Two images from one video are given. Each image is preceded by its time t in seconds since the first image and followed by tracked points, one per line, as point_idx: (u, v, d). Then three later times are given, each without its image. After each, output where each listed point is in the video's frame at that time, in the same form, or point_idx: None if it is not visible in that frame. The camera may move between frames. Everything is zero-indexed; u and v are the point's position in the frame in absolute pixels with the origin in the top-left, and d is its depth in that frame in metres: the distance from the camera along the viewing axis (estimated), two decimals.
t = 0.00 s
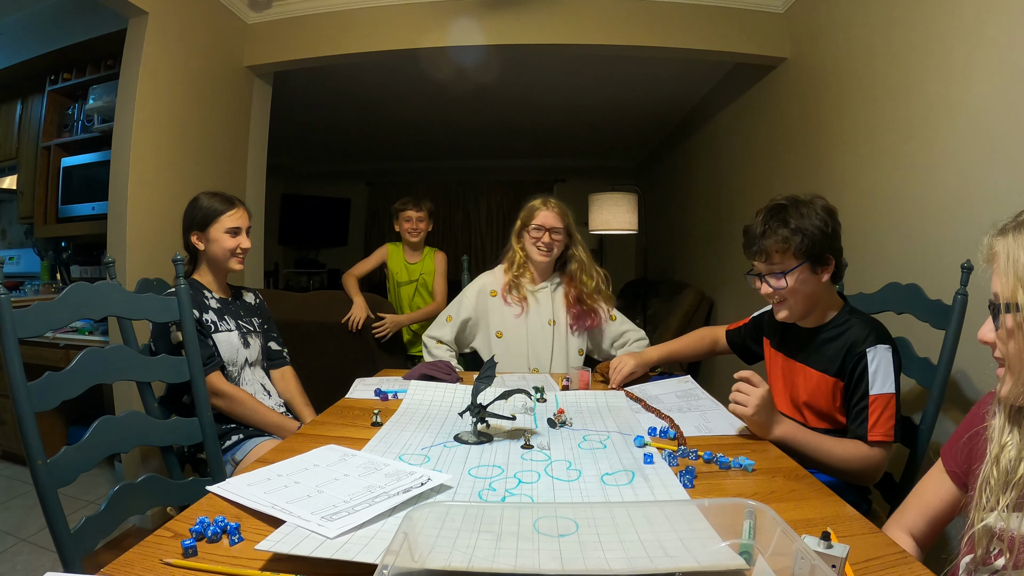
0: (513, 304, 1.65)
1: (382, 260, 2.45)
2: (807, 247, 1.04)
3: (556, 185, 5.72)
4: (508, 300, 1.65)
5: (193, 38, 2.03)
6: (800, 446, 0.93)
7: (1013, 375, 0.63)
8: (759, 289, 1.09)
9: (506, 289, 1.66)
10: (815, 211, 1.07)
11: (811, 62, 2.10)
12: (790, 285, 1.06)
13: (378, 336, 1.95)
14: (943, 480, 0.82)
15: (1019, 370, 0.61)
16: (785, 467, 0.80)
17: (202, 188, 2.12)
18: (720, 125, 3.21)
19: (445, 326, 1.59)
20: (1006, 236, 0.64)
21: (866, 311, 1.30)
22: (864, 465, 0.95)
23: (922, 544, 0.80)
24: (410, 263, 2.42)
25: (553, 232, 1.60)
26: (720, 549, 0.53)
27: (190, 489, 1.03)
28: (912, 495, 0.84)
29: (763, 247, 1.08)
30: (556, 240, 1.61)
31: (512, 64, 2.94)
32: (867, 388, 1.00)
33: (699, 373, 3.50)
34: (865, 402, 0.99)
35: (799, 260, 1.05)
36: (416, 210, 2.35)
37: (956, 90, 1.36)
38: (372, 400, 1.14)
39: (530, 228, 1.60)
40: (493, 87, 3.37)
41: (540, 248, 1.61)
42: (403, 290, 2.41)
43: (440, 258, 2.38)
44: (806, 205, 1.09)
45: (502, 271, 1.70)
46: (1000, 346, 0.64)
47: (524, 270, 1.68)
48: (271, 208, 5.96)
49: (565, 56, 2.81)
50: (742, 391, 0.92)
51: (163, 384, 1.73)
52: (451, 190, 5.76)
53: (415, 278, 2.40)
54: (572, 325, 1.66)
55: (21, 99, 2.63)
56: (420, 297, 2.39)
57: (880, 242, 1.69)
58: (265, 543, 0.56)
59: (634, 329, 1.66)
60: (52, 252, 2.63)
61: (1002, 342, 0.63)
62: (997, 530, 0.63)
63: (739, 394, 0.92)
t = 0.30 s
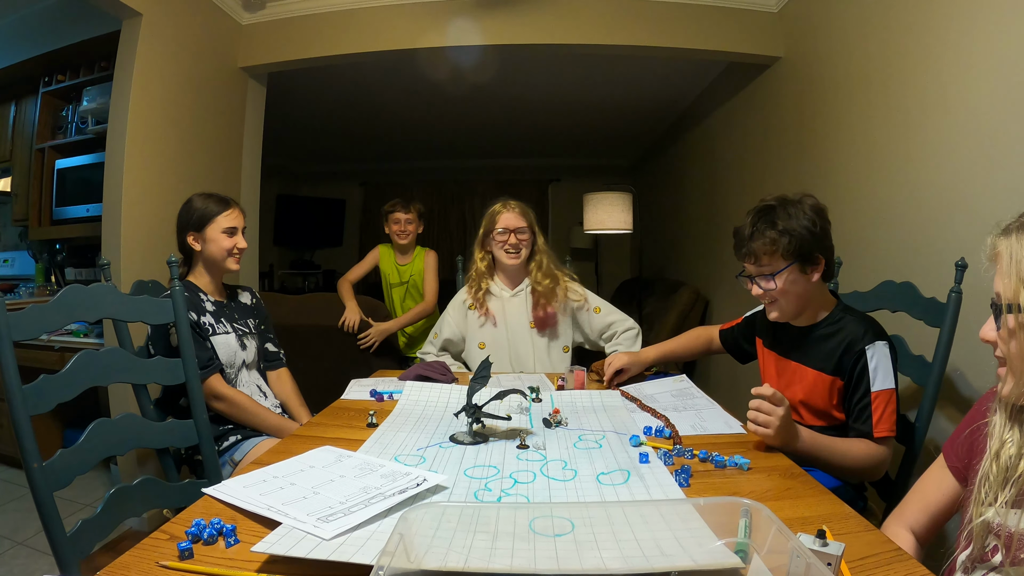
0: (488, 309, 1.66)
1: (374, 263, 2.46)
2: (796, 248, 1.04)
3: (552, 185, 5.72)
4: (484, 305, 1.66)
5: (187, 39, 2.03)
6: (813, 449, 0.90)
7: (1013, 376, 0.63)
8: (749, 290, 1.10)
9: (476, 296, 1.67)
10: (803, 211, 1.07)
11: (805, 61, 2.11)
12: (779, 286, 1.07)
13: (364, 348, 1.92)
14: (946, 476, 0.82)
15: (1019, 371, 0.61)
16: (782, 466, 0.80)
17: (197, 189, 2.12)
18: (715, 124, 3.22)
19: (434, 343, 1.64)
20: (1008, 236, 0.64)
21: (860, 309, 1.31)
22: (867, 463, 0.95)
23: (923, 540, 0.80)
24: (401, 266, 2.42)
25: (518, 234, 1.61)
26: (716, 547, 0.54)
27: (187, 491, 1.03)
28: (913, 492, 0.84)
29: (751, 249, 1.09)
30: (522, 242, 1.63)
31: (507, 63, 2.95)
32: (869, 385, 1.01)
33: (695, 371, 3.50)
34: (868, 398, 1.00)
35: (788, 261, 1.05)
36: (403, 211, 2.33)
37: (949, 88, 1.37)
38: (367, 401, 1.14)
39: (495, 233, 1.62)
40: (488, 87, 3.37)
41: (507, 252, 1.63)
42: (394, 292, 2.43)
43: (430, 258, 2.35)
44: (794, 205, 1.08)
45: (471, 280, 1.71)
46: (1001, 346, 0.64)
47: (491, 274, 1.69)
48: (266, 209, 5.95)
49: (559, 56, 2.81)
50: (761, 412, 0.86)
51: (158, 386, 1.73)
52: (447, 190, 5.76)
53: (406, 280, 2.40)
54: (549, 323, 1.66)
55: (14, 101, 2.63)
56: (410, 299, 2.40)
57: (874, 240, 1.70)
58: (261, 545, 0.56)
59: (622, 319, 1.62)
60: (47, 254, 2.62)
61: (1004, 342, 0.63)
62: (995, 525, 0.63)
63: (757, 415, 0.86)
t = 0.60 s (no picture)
0: (503, 302, 1.66)
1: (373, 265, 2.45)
2: (773, 260, 1.04)
3: (550, 185, 5.72)
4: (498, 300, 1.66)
5: (185, 38, 2.03)
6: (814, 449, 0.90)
7: (1009, 379, 0.63)
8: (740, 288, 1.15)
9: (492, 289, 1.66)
10: (793, 222, 1.04)
11: (803, 61, 2.11)
12: (760, 292, 1.09)
13: (364, 347, 1.88)
14: (946, 477, 0.82)
15: (1014, 375, 0.62)
16: (779, 466, 0.80)
17: (195, 188, 2.11)
18: (713, 124, 3.22)
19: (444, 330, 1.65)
20: (1005, 240, 0.64)
21: (857, 309, 1.31)
22: (867, 462, 0.95)
23: (922, 541, 0.80)
24: (398, 266, 2.42)
25: (540, 229, 1.61)
26: (714, 547, 0.54)
27: (184, 489, 1.03)
28: (912, 493, 0.84)
29: (740, 253, 1.11)
30: (544, 238, 1.62)
31: (504, 63, 2.94)
32: (868, 384, 1.01)
33: (693, 371, 3.51)
34: (867, 397, 1.00)
35: (767, 270, 1.06)
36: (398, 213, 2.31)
37: (947, 89, 1.37)
38: (365, 400, 1.14)
39: (518, 226, 1.61)
40: (486, 87, 3.36)
41: (528, 246, 1.62)
42: (393, 294, 2.42)
43: (426, 257, 2.35)
44: (787, 213, 1.05)
45: (489, 271, 1.71)
46: (998, 350, 0.64)
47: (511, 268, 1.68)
48: (264, 208, 5.94)
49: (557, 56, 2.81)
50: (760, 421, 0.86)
51: (156, 385, 1.72)
52: (445, 190, 5.76)
53: (404, 280, 2.40)
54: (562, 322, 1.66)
55: (10, 100, 2.62)
56: (408, 299, 2.40)
57: (872, 240, 1.70)
58: (258, 545, 0.55)
59: (631, 325, 1.63)
60: (44, 253, 2.61)
61: (1000, 346, 0.63)
62: (991, 525, 0.63)
63: (756, 424, 0.86)
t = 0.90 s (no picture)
0: (507, 300, 1.66)
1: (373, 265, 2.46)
2: (778, 259, 1.04)
3: (551, 184, 5.72)
4: (501, 297, 1.66)
5: (186, 39, 2.03)
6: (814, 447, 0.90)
7: (1015, 381, 0.63)
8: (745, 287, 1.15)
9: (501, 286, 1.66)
10: (797, 221, 1.04)
11: (804, 60, 2.11)
12: (765, 291, 1.09)
13: (364, 348, 1.91)
14: (944, 476, 0.82)
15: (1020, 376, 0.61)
16: (780, 465, 0.80)
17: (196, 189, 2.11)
18: (714, 123, 3.21)
19: (440, 322, 1.63)
20: (1009, 239, 0.64)
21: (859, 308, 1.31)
22: (867, 462, 0.95)
23: (920, 540, 0.80)
24: (399, 266, 2.42)
25: (548, 229, 1.60)
26: (715, 546, 0.53)
27: (185, 490, 1.03)
28: (910, 491, 0.84)
29: (745, 252, 1.11)
30: (551, 237, 1.62)
31: (505, 62, 2.94)
32: (871, 385, 1.01)
33: (694, 370, 3.51)
34: (869, 398, 1.00)
35: (772, 269, 1.06)
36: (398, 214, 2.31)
37: (949, 87, 1.37)
38: (367, 400, 1.14)
39: (526, 223, 1.61)
40: (486, 87, 3.36)
41: (535, 244, 1.62)
42: (394, 294, 2.43)
43: (427, 258, 2.35)
44: (792, 212, 1.05)
45: (500, 266, 1.70)
46: (1001, 348, 0.64)
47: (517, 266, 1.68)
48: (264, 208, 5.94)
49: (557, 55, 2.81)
50: (762, 420, 0.85)
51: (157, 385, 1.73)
52: (446, 189, 5.76)
53: (404, 280, 2.40)
54: (565, 324, 1.66)
55: (12, 101, 2.62)
56: (408, 299, 2.40)
57: (873, 238, 1.70)
58: (260, 545, 0.55)
59: (631, 328, 1.63)
60: (46, 253, 2.62)
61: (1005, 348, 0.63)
62: (997, 524, 0.63)
63: (757, 424, 0.86)
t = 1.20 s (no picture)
0: (486, 309, 1.65)
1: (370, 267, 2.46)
2: (782, 260, 1.04)
3: (551, 184, 5.72)
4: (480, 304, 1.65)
5: (186, 38, 2.03)
6: (817, 446, 0.90)
7: (1011, 374, 0.62)
8: (748, 288, 1.15)
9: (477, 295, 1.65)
10: (801, 221, 1.04)
11: (803, 60, 2.11)
12: (769, 292, 1.09)
13: (366, 349, 1.91)
14: (938, 480, 0.82)
15: (1016, 370, 0.61)
16: (781, 466, 0.80)
17: (196, 188, 2.11)
18: (714, 123, 3.21)
19: (425, 335, 1.62)
20: (1005, 232, 0.64)
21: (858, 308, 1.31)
22: (866, 463, 0.95)
23: (917, 543, 0.81)
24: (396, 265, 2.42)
25: (516, 232, 1.61)
26: (715, 546, 0.54)
27: (185, 490, 1.03)
28: (907, 493, 0.84)
29: (748, 252, 1.11)
30: (521, 240, 1.62)
31: (505, 62, 2.94)
32: (872, 386, 1.01)
33: (694, 371, 3.50)
34: (870, 399, 1.00)
35: (776, 270, 1.06)
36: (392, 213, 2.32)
37: (949, 87, 1.37)
38: (367, 400, 1.14)
39: (494, 231, 1.61)
40: (487, 87, 3.36)
41: (506, 251, 1.62)
42: (393, 295, 2.44)
43: (423, 254, 2.35)
44: (795, 212, 1.06)
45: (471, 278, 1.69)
46: (997, 342, 0.64)
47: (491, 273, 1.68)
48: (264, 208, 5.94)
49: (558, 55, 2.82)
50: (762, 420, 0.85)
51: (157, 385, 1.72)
52: (446, 189, 5.76)
53: (402, 279, 2.40)
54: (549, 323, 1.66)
55: (12, 101, 2.62)
56: (407, 298, 2.41)
57: (873, 239, 1.70)
58: (260, 545, 0.55)
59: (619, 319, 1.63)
60: (46, 253, 2.62)
61: (1001, 341, 0.63)
62: (998, 526, 0.63)
63: (758, 424, 0.86)
